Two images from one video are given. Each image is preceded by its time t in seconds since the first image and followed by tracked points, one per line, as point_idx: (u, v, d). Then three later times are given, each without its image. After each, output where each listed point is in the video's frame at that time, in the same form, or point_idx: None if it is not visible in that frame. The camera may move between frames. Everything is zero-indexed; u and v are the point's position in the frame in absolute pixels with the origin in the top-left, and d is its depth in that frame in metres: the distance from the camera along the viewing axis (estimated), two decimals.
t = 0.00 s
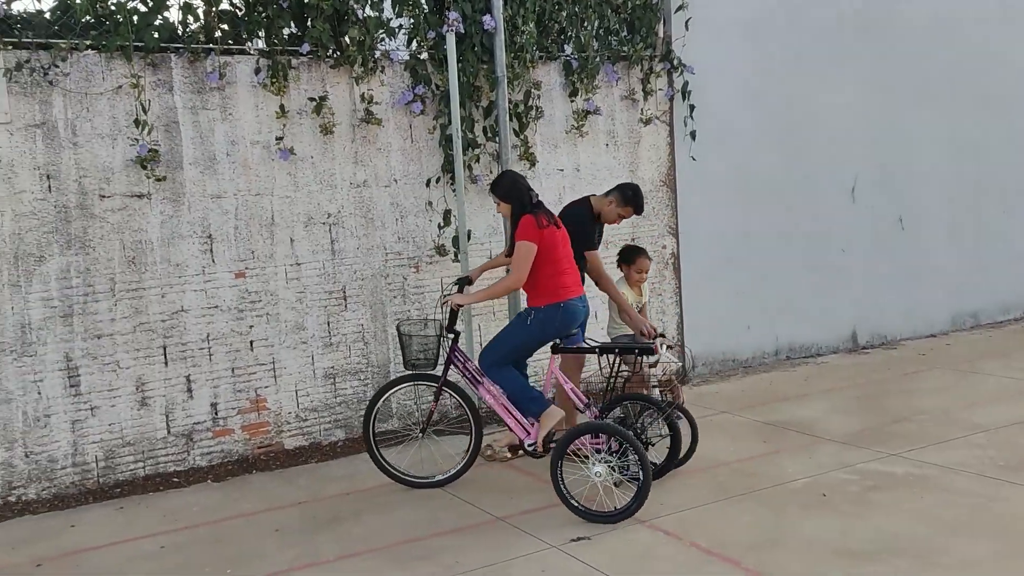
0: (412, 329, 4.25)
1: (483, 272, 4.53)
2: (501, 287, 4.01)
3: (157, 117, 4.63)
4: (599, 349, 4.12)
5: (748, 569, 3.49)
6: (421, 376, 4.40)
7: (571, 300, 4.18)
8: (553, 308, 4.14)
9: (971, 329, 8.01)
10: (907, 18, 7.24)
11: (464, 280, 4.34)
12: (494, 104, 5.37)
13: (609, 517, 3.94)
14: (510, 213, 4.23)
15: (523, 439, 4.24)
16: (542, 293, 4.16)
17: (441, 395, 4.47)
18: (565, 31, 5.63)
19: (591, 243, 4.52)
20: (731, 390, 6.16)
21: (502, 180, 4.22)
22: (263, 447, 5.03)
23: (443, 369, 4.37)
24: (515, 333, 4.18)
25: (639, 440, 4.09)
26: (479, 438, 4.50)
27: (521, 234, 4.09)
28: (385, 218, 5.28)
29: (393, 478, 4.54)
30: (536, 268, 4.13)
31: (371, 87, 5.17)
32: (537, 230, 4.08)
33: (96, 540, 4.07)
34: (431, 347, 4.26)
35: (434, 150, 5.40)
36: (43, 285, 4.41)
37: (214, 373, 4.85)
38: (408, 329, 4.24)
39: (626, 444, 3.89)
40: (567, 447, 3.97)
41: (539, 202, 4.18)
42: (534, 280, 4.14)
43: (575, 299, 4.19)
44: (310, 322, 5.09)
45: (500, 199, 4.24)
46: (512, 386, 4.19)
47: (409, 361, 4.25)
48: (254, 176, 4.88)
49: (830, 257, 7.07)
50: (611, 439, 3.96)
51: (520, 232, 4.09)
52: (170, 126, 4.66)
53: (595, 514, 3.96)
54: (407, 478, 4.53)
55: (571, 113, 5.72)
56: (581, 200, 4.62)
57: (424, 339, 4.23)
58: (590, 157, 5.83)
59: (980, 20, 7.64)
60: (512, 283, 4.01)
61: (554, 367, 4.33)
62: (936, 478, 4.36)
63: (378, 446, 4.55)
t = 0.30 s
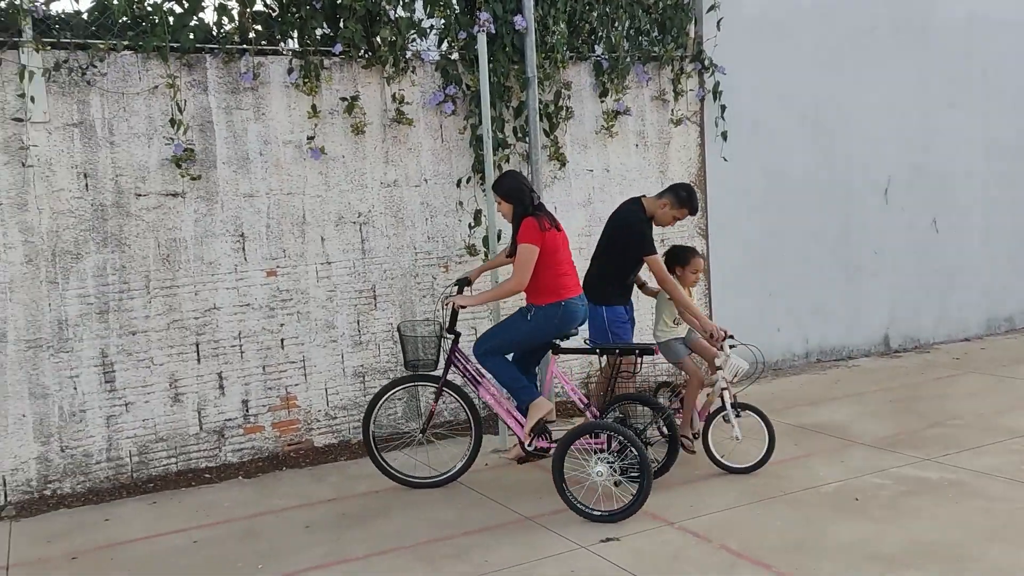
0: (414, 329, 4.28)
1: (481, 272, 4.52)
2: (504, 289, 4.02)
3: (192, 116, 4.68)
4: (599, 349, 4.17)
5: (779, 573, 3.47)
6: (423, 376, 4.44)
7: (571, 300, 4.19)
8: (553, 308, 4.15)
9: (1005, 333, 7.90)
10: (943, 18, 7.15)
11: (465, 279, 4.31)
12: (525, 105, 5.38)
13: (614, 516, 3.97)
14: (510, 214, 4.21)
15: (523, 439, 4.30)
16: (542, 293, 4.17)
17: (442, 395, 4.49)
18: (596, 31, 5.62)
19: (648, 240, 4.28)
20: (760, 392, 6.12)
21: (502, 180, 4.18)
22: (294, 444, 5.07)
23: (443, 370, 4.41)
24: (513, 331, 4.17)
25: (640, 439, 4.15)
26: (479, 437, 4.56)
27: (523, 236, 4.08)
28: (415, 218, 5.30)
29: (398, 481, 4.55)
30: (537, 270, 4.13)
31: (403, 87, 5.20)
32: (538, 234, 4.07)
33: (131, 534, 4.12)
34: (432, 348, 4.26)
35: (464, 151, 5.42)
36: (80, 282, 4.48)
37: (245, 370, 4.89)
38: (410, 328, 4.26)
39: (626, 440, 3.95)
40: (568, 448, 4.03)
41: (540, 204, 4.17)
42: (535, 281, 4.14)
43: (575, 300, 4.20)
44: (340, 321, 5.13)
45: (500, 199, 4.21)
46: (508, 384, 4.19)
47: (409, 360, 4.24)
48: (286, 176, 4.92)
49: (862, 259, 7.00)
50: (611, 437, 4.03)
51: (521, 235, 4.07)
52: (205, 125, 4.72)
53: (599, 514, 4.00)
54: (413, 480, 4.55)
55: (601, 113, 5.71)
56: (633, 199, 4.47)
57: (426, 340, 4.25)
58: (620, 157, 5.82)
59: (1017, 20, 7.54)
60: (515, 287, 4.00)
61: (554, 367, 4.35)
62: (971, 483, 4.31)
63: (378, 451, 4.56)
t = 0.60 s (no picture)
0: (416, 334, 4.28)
1: (479, 271, 4.51)
2: (512, 295, 4.02)
3: (231, 119, 4.75)
4: (602, 353, 4.04)
5: None
6: (426, 380, 4.40)
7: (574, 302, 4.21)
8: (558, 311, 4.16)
9: None
10: (984, 18, 7.06)
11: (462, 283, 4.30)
12: (559, 107, 5.39)
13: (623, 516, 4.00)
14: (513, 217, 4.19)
15: (526, 444, 4.29)
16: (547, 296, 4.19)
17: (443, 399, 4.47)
18: (630, 33, 5.61)
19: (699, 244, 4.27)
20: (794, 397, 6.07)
21: (506, 183, 4.15)
22: (328, 443, 5.12)
23: (444, 374, 4.36)
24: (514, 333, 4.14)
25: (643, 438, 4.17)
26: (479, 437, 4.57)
27: (528, 241, 4.06)
28: (449, 219, 5.33)
29: (404, 488, 4.56)
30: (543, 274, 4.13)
31: (438, 89, 5.23)
32: (546, 238, 4.07)
33: (169, 530, 4.18)
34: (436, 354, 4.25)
35: (498, 153, 5.44)
36: (121, 282, 4.56)
37: (281, 370, 4.95)
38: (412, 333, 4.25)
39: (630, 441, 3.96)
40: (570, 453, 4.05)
41: (543, 207, 4.16)
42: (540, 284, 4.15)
43: (576, 302, 4.23)
44: (374, 321, 5.17)
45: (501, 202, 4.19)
46: (507, 383, 4.17)
47: (412, 365, 4.23)
48: (322, 177, 4.97)
49: (899, 262, 6.92)
50: (613, 439, 4.05)
51: (529, 239, 4.06)
52: (243, 127, 4.78)
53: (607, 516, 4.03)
54: (419, 485, 4.55)
55: (635, 115, 5.70)
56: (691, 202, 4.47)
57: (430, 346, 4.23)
58: (654, 159, 5.81)
59: None
60: (523, 293, 4.01)
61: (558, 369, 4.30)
62: (1013, 491, 4.24)
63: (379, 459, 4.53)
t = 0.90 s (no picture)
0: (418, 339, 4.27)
1: (480, 277, 4.54)
2: (517, 302, 4.03)
3: (269, 122, 4.81)
4: (607, 356, 4.13)
5: None
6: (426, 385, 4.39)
7: (576, 309, 4.25)
8: (564, 316, 4.20)
9: None
10: None
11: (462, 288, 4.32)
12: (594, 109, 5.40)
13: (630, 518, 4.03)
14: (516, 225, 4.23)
15: (528, 447, 4.37)
16: (551, 302, 4.22)
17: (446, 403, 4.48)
18: (665, 35, 5.60)
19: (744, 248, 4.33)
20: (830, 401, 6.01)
21: (507, 190, 4.20)
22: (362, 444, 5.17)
23: (447, 378, 4.39)
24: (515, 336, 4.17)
25: (649, 441, 4.20)
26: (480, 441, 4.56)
27: (532, 248, 4.10)
28: (483, 221, 5.35)
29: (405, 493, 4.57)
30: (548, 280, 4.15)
31: (473, 92, 5.26)
32: (550, 244, 4.10)
33: (208, 528, 4.25)
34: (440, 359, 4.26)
35: (532, 155, 5.45)
36: (162, 283, 4.64)
37: (316, 370, 5.01)
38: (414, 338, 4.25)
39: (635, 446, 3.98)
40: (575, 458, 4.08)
41: (544, 214, 4.21)
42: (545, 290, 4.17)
43: (578, 308, 4.27)
44: (408, 323, 5.21)
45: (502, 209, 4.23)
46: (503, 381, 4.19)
47: (413, 370, 4.25)
48: (358, 180, 5.02)
49: (939, 266, 6.82)
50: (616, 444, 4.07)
51: (534, 245, 4.09)
52: (281, 130, 4.84)
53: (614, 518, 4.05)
54: (420, 490, 4.57)
55: (670, 117, 5.68)
56: (732, 201, 4.49)
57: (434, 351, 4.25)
58: (688, 162, 5.79)
59: None
60: (529, 300, 4.03)
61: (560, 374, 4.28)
62: None
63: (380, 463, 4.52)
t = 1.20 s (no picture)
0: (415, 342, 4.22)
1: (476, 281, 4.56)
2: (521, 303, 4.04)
3: (303, 125, 4.85)
4: (608, 359, 4.20)
5: None
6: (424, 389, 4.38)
7: (577, 308, 4.28)
8: (567, 315, 4.23)
9: None
10: None
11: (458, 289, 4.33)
12: (626, 112, 5.39)
13: (637, 520, 4.03)
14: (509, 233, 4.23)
15: (527, 451, 4.32)
16: (553, 303, 4.24)
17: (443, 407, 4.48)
18: (698, 37, 5.58)
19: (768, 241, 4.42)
20: (864, 407, 5.94)
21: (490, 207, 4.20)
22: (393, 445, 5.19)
23: (444, 382, 4.37)
24: (520, 336, 4.19)
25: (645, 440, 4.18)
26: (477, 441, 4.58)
27: (530, 251, 4.11)
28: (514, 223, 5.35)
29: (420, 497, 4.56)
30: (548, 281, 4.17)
31: (505, 95, 5.26)
32: (549, 245, 4.12)
33: (241, 527, 4.28)
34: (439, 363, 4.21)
35: (564, 158, 5.44)
36: (197, 283, 4.69)
37: (348, 371, 5.04)
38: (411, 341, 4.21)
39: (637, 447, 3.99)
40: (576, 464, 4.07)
41: (536, 219, 4.23)
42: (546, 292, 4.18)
43: (579, 308, 4.29)
44: (439, 325, 5.22)
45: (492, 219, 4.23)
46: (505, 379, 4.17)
47: (410, 374, 4.19)
48: (391, 182, 5.04)
49: (978, 269, 6.72)
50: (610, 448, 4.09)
51: (532, 248, 4.10)
52: (315, 133, 4.88)
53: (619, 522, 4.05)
54: (433, 493, 4.56)
55: (703, 120, 5.65)
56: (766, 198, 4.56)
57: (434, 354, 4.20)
58: (721, 164, 5.75)
59: None
60: (534, 300, 4.04)
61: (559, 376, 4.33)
62: None
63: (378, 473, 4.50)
